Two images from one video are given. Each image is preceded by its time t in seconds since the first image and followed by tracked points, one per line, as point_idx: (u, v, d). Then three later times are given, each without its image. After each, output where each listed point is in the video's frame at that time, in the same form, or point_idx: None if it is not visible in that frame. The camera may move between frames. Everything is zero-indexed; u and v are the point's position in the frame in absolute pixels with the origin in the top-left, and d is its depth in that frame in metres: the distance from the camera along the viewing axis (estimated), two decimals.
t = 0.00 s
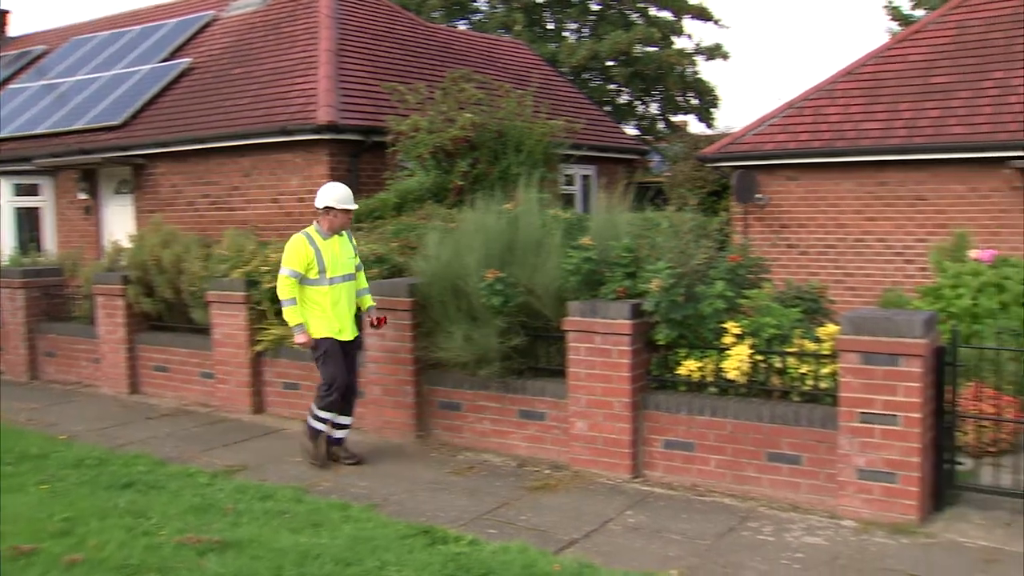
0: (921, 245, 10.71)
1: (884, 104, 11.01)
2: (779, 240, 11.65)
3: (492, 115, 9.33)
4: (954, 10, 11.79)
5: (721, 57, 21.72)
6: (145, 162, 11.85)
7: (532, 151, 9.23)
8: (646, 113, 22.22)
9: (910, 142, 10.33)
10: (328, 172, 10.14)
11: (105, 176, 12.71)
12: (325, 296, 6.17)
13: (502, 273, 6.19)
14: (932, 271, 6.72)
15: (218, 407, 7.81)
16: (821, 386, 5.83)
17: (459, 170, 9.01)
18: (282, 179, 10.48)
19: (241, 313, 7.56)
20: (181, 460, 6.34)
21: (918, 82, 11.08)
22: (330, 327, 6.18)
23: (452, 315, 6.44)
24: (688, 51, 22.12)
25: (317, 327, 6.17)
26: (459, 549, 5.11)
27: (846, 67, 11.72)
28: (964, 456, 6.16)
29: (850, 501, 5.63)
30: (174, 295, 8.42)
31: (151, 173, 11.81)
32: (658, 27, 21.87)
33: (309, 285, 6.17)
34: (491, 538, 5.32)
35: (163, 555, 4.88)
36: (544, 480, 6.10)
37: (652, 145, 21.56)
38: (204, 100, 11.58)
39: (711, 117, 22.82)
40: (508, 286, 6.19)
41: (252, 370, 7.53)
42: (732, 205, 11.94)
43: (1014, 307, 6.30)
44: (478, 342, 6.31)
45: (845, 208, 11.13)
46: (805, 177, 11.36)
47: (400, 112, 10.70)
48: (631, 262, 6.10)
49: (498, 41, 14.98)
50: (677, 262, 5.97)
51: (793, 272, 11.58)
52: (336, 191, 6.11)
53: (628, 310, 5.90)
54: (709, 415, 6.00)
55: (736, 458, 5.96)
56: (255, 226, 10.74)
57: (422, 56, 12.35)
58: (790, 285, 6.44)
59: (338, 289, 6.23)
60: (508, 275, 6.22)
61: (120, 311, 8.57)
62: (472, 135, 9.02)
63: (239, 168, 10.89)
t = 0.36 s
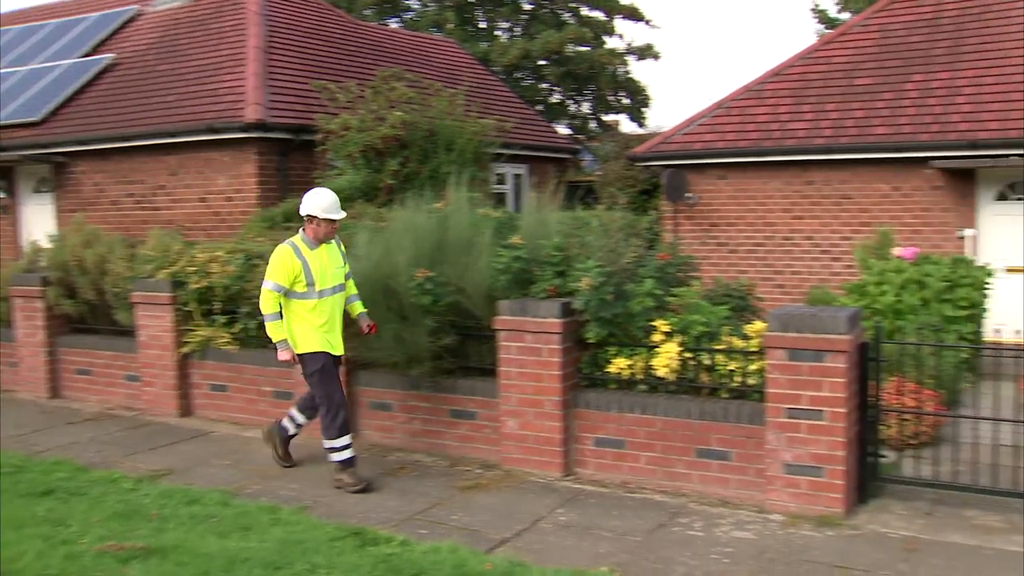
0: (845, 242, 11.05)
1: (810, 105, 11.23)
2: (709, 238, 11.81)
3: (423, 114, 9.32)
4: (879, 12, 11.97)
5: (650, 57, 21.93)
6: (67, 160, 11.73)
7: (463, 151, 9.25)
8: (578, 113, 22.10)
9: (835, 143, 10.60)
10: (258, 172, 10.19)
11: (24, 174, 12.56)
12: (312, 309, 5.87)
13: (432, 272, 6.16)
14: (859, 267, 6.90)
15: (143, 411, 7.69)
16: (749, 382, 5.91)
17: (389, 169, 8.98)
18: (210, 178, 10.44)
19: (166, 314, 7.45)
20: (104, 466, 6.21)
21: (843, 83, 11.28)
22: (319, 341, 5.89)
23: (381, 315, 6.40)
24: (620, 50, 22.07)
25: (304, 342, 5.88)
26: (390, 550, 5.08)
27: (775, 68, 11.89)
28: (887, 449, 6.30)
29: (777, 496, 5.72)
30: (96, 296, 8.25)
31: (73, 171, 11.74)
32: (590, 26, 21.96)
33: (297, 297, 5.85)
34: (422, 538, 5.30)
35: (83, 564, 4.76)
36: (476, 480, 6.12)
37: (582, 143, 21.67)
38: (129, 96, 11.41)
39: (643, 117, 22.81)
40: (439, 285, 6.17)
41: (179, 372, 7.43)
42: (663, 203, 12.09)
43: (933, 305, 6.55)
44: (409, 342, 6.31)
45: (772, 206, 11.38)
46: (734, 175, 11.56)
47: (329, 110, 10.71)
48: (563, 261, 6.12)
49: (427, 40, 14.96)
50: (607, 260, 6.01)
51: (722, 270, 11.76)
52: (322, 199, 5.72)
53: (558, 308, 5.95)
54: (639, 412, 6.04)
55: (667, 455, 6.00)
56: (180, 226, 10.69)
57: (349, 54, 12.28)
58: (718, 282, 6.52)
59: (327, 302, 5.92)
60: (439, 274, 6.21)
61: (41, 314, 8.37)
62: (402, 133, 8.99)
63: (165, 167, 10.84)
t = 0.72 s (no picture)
0: (772, 242, 11.65)
1: (736, 105, 11.75)
2: (637, 237, 12.37)
3: (351, 113, 9.32)
4: (802, 15, 12.59)
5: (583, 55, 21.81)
6: None
7: (391, 151, 9.23)
8: (510, 113, 22.59)
9: (762, 144, 11.14)
10: (182, 171, 10.39)
11: None
12: (312, 306, 5.64)
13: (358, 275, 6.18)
14: (783, 265, 6.97)
15: (62, 417, 7.51)
16: (676, 380, 5.96)
17: (317, 168, 8.99)
18: (134, 177, 10.61)
19: (87, 317, 7.30)
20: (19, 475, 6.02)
21: (768, 84, 11.83)
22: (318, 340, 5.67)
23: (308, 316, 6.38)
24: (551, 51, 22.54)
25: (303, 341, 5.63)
26: (318, 555, 5.01)
27: (701, 68, 12.36)
28: (812, 445, 6.44)
29: (705, 492, 5.78)
30: (13, 300, 8.03)
31: None
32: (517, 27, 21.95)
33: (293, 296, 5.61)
34: (350, 541, 5.25)
35: None
36: (405, 482, 6.12)
37: (513, 143, 22.02)
38: (53, 93, 11.46)
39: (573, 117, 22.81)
40: (366, 286, 6.22)
41: (100, 377, 7.29)
42: (592, 202, 12.64)
43: (856, 303, 6.70)
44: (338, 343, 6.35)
45: (700, 206, 11.93)
46: (663, 175, 12.08)
47: (255, 109, 10.97)
48: (492, 261, 6.13)
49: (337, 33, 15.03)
50: (534, 260, 6.03)
51: (650, 268, 12.33)
52: (318, 193, 5.52)
53: (486, 308, 5.97)
54: (568, 411, 6.06)
55: (595, 453, 6.04)
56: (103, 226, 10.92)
57: (279, 54, 12.45)
58: (646, 281, 6.55)
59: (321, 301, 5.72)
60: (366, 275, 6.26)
61: None
62: (330, 132, 8.96)
63: (85, 164, 11.03)
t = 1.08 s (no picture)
0: (700, 241, 11.87)
1: (665, 105, 12.06)
2: (566, 237, 12.45)
3: (279, 112, 9.41)
4: (729, 17, 12.91)
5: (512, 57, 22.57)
6: None
7: (319, 150, 9.38)
8: (441, 113, 22.92)
9: (692, 144, 11.42)
10: (104, 170, 10.44)
11: None
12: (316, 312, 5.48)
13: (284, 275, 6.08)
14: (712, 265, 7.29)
15: None
16: (605, 378, 5.99)
17: (244, 169, 8.97)
18: (53, 177, 10.64)
19: (2, 320, 7.13)
20: None
21: (697, 84, 12.15)
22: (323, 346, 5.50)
23: (234, 317, 6.30)
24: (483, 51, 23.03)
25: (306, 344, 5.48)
26: (245, 560, 4.92)
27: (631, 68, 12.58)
28: (739, 441, 6.51)
29: (634, 490, 5.82)
30: None
31: None
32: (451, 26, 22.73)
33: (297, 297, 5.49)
34: (278, 545, 5.18)
35: None
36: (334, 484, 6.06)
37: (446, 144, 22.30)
38: None
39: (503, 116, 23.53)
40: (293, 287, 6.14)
41: (16, 382, 7.10)
42: (522, 202, 12.72)
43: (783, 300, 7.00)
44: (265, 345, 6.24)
45: (630, 206, 12.11)
46: (592, 175, 12.25)
47: (182, 108, 11.15)
48: (421, 261, 6.15)
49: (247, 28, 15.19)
50: (463, 259, 6.06)
51: (580, 268, 12.41)
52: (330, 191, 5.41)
53: (415, 307, 6.00)
54: (498, 410, 6.05)
55: (526, 453, 6.05)
56: (21, 226, 10.85)
57: (205, 56, 12.70)
58: (576, 281, 6.60)
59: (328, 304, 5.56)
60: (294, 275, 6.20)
61: None
62: (258, 132, 9.05)
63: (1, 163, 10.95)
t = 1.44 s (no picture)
0: (641, 240, 11.96)
1: (606, 105, 12.16)
2: (507, 237, 12.48)
3: (216, 111, 9.22)
4: (670, 18, 13.05)
5: (453, 56, 23.03)
6: None
7: (257, 149, 9.23)
8: (382, 112, 23.35)
9: (631, 144, 11.51)
10: (34, 168, 10.36)
11: None
12: (338, 326, 5.30)
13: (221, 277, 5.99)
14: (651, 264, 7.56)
15: None
16: (545, 378, 6.00)
17: (180, 168, 8.89)
18: None
19: None
20: None
21: (638, 85, 12.30)
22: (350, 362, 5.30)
23: (169, 319, 6.22)
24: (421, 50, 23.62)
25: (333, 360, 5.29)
26: (182, 567, 4.82)
27: (573, 68, 12.66)
28: (680, 439, 6.54)
29: (575, 488, 5.83)
30: None
31: None
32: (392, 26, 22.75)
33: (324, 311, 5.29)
34: (215, 550, 5.09)
35: None
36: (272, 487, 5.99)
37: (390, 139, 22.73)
38: None
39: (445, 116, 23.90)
40: (231, 288, 6.02)
41: None
42: (463, 202, 12.72)
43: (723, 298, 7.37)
44: (203, 349, 6.13)
45: (570, 205, 12.15)
46: (533, 175, 12.28)
47: (115, 105, 11.11)
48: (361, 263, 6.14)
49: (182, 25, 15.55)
50: (403, 259, 6.11)
51: (521, 267, 12.45)
52: (352, 198, 5.22)
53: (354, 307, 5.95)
54: (438, 411, 6.04)
55: (467, 453, 6.05)
56: None
57: (138, 56, 12.75)
58: (516, 281, 6.75)
59: (355, 318, 5.36)
60: (232, 277, 6.09)
61: None
62: (194, 131, 8.88)
63: None
